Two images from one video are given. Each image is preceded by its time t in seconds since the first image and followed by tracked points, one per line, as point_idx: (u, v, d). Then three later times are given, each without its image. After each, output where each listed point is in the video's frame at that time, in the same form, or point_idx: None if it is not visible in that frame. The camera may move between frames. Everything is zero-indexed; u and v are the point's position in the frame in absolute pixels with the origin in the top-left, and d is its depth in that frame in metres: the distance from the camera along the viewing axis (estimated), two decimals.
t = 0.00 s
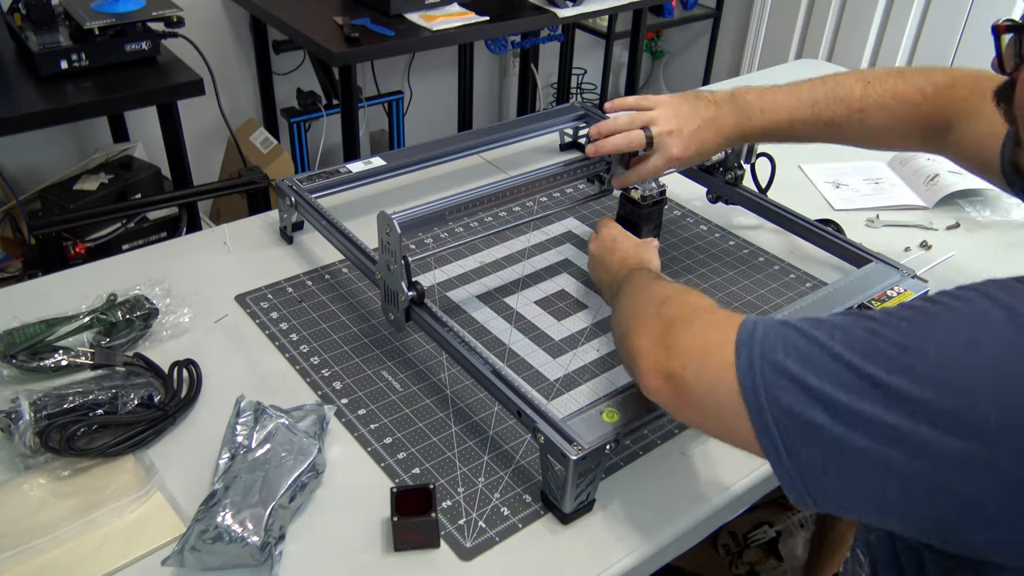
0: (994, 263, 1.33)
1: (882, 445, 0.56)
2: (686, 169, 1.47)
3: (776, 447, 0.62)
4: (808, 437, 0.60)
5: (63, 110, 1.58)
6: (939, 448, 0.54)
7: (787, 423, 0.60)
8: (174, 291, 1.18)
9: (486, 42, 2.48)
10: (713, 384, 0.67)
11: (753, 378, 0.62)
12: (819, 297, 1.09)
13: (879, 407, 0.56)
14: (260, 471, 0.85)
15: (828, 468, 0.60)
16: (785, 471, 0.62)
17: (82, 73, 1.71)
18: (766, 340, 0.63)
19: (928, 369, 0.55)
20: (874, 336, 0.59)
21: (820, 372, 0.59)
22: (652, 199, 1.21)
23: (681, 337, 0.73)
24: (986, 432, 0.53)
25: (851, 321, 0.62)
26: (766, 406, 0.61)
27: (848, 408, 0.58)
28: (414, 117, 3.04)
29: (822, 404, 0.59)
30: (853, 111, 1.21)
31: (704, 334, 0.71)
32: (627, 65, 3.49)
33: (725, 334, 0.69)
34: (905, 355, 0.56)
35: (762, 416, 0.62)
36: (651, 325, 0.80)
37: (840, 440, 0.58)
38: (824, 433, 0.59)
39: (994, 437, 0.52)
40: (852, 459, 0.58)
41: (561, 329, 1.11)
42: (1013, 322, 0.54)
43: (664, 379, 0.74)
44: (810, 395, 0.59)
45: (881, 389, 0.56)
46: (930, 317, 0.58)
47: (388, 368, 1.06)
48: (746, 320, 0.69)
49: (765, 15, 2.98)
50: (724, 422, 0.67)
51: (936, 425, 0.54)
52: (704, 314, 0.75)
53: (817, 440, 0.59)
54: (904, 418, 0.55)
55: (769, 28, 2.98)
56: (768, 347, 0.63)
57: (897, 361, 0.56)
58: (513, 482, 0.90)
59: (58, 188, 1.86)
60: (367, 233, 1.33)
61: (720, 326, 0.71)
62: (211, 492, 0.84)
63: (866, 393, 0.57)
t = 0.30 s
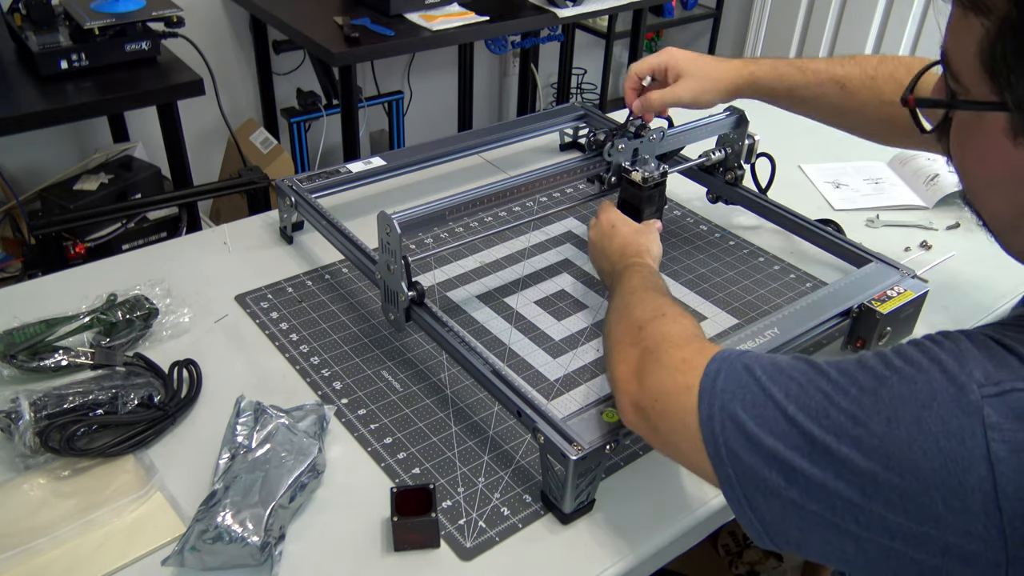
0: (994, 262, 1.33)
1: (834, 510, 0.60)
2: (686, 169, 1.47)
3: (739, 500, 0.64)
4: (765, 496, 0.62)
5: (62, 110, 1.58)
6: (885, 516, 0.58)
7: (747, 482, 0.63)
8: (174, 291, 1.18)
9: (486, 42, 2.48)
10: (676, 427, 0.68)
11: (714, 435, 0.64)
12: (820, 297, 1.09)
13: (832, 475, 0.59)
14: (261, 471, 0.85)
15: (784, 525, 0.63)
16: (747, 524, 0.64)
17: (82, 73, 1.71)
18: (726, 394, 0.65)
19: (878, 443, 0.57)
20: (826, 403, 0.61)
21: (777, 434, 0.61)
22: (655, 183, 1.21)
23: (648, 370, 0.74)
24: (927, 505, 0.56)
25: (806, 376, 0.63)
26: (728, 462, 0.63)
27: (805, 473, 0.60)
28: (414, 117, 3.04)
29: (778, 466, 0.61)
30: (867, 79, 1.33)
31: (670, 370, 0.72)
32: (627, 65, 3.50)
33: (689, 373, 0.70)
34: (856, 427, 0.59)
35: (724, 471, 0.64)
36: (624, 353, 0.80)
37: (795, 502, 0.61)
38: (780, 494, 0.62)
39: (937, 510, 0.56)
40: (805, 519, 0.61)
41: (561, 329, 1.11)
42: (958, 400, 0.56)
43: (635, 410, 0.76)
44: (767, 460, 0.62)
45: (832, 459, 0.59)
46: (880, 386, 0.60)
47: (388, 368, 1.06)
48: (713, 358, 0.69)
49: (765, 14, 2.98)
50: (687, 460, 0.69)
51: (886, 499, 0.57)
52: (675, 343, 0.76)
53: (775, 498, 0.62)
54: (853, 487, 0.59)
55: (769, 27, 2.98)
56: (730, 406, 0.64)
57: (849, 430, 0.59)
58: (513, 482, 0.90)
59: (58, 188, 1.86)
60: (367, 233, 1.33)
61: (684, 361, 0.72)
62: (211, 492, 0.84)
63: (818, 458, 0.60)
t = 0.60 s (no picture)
0: (993, 262, 1.33)
1: (881, 479, 0.58)
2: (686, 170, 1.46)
3: (778, 479, 0.63)
4: (807, 471, 0.61)
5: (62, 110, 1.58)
6: (938, 478, 0.57)
7: (787, 458, 0.62)
8: (174, 291, 1.18)
9: (486, 42, 2.48)
10: (711, 413, 0.66)
11: (754, 413, 0.63)
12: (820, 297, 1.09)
13: (881, 441, 0.58)
14: (260, 471, 0.85)
15: (826, 500, 0.61)
16: (786, 503, 0.63)
17: (82, 73, 1.71)
18: (763, 372, 0.63)
19: (931, 402, 0.56)
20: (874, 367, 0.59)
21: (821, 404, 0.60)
22: (659, 174, 1.19)
23: (675, 357, 0.72)
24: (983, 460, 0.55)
25: (846, 347, 0.62)
26: (767, 438, 0.62)
27: (850, 444, 0.59)
28: (414, 117, 3.04)
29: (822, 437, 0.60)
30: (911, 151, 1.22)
31: (700, 355, 0.70)
32: (627, 65, 3.50)
33: (721, 356, 0.68)
34: (908, 387, 0.57)
35: (762, 447, 0.63)
36: (644, 340, 0.78)
37: (840, 473, 0.60)
38: (824, 466, 0.60)
39: (991, 462, 0.55)
40: (851, 490, 0.60)
41: (561, 328, 1.11)
42: (1013, 353, 0.55)
43: (659, 399, 0.73)
44: (811, 431, 0.60)
45: (881, 422, 0.58)
46: (931, 346, 0.58)
47: (388, 368, 1.06)
48: (745, 339, 0.68)
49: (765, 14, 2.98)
50: (720, 446, 0.67)
51: (939, 459, 0.56)
52: (700, 328, 0.73)
53: (816, 472, 0.61)
54: (904, 450, 0.57)
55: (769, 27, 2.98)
56: (769, 382, 0.63)
57: (899, 393, 0.58)
58: (513, 482, 0.90)
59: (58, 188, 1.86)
60: (367, 233, 1.33)
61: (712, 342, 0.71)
62: (211, 492, 0.84)
63: (865, 425, 0.59)
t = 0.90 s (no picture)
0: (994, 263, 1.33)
1: (941, 396, 0.59)
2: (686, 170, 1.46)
3: (835, 427, 0.62)
4: (866, 410, 0.61)
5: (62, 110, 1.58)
6: (996, 380, 0.58)
7: (844, 402, 0.61)
8: (174, 291, 1.18)
9: (486, 42, 2.48)
10: (766, 389, 0.65)
11: (803, 362, 0.63)
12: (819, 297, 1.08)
13: (934, 358, 0.59)
14: (260, 471, 0.85)
15: (887, 434, 0.61)
16: (846, 450, 0.63)
17: (82, 72, 1.71)
18: (804, 323, 0.64)
19: (975, 304, 0.58)
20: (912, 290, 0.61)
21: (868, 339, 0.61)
22: (660, 169, 1.18)
23: (707, 344, 0.70)
24: None
25: (874, 285, 0.64)
26: (822, 386, 0.62)
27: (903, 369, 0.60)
28: (413, 117, 3.04)
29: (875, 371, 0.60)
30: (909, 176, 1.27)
31: (731, 333, 0.69)
32: (627, 65, 3.50)
33: (757, 331, 0.68)
34: (949, 298, 0.59)
35: (818, 399, 0.62)
36: (663, 327, 0.77)
37: (899, 402, 0.60)
38: (883, 398, 0.61)
39: None
40: (913, 418, 0.60)
41: (561, 329, 1.11)
42: None
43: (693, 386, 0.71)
44: (865, 365, 0.61)
45: (933, 341, 0.59)
46: (960, 258, 0.61)
47: (388, 368, 1.06)
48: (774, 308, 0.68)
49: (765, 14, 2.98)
50: (781, 421, 0.66)
51: (998, 359, 0.58)
52: (722, 309, 0.73)
53: (877, 408, 0.61)
54: (960, 360, 0.58)
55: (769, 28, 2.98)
56: (813, 328, 0.63)
57: (941, 308, 0.59)
58: (513, 482, 0.90)
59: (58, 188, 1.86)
60: (367, 233, 1.33)
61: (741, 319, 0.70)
62: (211, 493, 0.84)
63: (919, 348, 0.59)
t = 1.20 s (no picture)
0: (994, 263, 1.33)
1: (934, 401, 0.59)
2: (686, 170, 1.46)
3: (830, 435, 0.62)
4: (860, 418, 0.61)
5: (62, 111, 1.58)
6: (988, 384, 0.58)
7: (838, 410, 0.61)
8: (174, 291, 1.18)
9: (486, 42, 2.48)
10: (760, 401, 0.65)
11: (796, 371, 0.63)
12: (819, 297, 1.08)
13: (926, 363, 0.59)
14: (260, 471, 0.85)
15: (881, 441, 0.61)
16: (841, 457, 0.62)
17: (82, 72, 1.71)
18: (797, 332, 0.64)
19: (965, 308, 0.58)
20: (903, 296, 0.61)
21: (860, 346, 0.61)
22: (661, 162, 1.17)
23: (701, 357, 0.70)
24: None
25: (865, 293, 0.64)
26: (815, 395, 0.62)
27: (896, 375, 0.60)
28: (413, 117, 3.04)
29: (868, 378, 0.60)
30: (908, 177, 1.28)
31: (726, 346, 0.69)
32: (627, 65, 3.50)
33: (751, 343, 0.67)
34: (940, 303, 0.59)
35: (813, 408, 0.62)
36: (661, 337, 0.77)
37: (893, 408, 0.60)
38: (876, 407, 0.61)
39: None
40: (906, 424, 0.60)
41: (561, 329, 1.11)
42: None
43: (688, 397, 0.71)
44: (856, 372, 0.61)
45: (925, 347, 0.59)
46: (949, 263, 0.61)
47: (388, 368, 1.06)
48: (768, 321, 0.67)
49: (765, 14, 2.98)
50: (775, 433, 0.65)
51: (988, 363, 0.58)
52: (718, 321, 0.73)
53: (871, 415, 0.61)
54: (951, 364, 0.58)
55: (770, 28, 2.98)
56: (806, 336, 0.63)
57: (932, 313, 0.59)
58: (513, 482, 0.90)
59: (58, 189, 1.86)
60: (367, 233, 1.33)
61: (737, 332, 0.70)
62: (211, 493, 0.84)
63: (910, 354, 0.59)
